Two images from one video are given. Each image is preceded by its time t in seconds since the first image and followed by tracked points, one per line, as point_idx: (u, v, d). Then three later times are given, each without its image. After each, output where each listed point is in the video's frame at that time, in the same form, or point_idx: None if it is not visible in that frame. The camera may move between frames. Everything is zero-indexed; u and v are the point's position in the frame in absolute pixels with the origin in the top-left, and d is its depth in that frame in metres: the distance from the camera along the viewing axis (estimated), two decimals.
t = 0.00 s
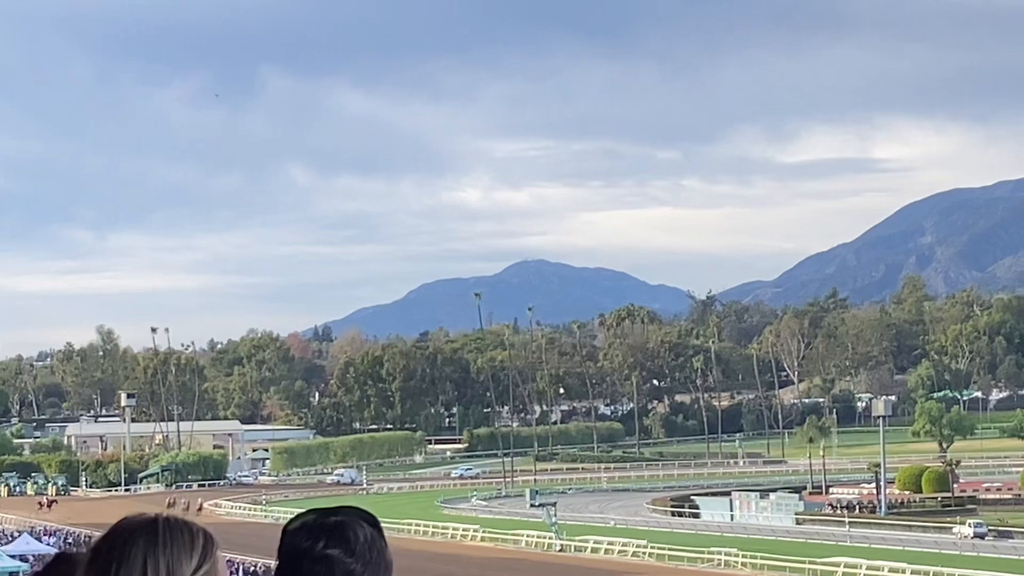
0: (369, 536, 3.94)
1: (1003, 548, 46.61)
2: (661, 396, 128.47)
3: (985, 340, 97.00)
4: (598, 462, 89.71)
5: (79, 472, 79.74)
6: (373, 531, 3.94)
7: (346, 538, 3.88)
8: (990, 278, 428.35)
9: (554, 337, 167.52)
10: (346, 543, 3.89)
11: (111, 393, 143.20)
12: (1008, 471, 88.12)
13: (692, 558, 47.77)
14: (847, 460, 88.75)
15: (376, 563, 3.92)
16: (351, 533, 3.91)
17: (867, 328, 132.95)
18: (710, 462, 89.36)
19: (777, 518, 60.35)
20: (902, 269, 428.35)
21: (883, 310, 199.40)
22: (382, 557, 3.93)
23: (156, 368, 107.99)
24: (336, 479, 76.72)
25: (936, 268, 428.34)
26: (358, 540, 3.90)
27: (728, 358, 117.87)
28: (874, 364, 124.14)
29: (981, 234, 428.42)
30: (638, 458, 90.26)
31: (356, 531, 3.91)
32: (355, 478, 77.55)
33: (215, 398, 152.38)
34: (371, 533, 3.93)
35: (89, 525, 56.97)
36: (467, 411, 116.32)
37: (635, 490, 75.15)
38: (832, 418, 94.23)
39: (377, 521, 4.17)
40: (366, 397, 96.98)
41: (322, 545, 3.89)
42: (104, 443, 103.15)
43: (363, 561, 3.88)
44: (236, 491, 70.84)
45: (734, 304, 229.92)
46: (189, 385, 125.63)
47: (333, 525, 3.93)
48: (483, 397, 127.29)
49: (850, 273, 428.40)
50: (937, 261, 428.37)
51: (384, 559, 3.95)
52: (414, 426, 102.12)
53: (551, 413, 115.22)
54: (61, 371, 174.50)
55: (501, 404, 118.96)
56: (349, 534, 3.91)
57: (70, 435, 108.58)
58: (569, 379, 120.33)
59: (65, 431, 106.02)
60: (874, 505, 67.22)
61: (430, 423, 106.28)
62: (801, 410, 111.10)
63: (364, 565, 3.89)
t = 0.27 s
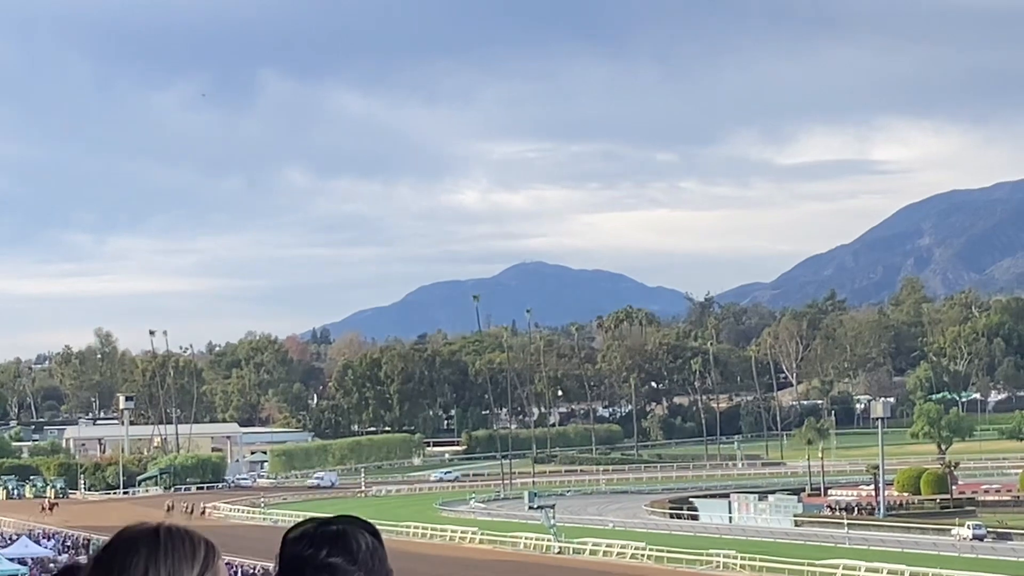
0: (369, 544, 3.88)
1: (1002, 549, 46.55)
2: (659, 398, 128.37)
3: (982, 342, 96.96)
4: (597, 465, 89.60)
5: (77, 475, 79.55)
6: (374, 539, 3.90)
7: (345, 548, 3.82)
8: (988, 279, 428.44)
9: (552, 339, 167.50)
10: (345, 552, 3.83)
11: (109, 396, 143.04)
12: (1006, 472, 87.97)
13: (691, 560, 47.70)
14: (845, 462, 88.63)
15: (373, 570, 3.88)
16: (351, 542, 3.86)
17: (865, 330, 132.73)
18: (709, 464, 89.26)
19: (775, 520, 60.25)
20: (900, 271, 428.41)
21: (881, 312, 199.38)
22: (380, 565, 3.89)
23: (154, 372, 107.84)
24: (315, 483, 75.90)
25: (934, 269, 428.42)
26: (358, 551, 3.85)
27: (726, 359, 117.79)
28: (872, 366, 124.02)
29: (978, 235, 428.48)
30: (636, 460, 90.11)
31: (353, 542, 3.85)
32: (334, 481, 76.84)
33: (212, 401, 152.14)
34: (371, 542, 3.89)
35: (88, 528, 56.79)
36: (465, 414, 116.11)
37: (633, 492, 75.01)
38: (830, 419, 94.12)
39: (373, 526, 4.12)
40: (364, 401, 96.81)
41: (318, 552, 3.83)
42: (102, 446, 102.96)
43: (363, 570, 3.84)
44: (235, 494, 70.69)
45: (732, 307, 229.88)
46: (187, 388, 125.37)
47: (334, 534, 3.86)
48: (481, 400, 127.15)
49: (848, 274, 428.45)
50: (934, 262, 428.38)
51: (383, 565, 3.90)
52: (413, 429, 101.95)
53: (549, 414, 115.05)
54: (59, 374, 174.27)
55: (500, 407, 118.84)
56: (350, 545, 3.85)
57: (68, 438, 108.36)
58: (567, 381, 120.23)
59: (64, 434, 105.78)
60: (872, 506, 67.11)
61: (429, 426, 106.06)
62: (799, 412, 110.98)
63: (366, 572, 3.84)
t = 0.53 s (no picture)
0: (369, 548, 3.84)
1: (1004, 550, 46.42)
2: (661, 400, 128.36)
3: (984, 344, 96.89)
4: (598, 466, 89.51)
5: (78, 477, 79.48)
6: (374, 542, 3.86)
7: (345, 551, 3.77)
8: (989, 280, 428.42)
9: (553, 340, 167.47)
10: (344, 556, 3.78)
11: (110, 398, 142.95)
12: (1008, 473, 87.92)
13: (692, 561, 47.65)
14: (846, 463, 88.58)
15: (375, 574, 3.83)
16: (353, 543, 3.81)
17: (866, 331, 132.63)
18: (710, 465, 89.17)
19: (777, 521, 60.26)
20: (900, 272, 428.42)
21: (881, 313, 199.35)
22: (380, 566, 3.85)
23: (155, 373, 107.78)
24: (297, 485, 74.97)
25: (934, 270, 428.43)
26: (358, 554, 3.81)
27: (727, 360, 117.73)
28: (873, 367, 123.94)
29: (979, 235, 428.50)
30: (637, 461, 90.05)
31: (353, 547, 3.80)
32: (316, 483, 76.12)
33: (213, 402, 152.10)
34: (371, 547, 3.85)
35: (88, 529, 56.75)
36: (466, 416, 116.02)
37: (635, 494, 75.01)
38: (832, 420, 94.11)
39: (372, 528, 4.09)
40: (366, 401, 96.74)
41: (316, 553, 3.79)
42: (104, 448, 102.94)
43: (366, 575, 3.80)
44: (235, 495, 70.61)
45: (732, 308, 229.89)
46: (188, 389, 125.28)
47: (335, 536, 3.82)
48: (482, 400, 127.10)
49: (849, 275, 428.45)
50: (935, 263, 428.39)
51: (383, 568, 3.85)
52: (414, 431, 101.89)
53: (550, 416, 114.99)
54: (60, 376, 174.16)
55: (501, 408, 118.79)
56: (351, 549, 3.80)
57: (70, 440, 108.27)
58: (568, 382, 120.18)
59: (65, 436, 105.73)
60: (873, 508, 67.10)
61: (430, 428, 105.99)
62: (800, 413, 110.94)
63: None
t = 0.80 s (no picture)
0: (373, 548, 3.79)
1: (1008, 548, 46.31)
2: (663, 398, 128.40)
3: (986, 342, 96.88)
4: (600, 464, 89.51)
5: (80, 476, 79.57)
6: (379, 542, 3.80)
7: (351, 549, 3.72)
8: (992, 277, 428.33)
9: (555, 338, 167.57)
10: (350, 550, 3.74)
11: (113, 397, 143.06)
12: (1011, 471, 87.91)
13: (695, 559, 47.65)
14: (850, 461, 88.57)
15: None
16: (358, 547, 3.75)
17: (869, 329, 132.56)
18: (713, 464, 89.19)
19: (779, 519, 60.29)
20: (903, 270, 428.35)
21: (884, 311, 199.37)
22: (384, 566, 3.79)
23: (158, 372, 107.91)
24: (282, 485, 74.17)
25: (937, 268, 428.36)
26: (364, 553, 3.76)
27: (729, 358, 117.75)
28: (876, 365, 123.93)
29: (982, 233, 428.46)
30: (641, 460, 90.06)
31: (360, 543, 3.75)
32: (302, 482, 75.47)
33: (217, 400, 152.46)
34: (377, 548, 3.80)
35: (91, 529, 56.79)
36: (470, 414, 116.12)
37: (638, 492, 75.05)
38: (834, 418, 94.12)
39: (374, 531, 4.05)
40: (368, 400, 96.80)
41: (318, 553, 3.73)
42: (107, 446, 103.12)
43: None
44: (238, 494, 70.62)
45: (736, 306, 229.87)
46: (191, 388, 125.40)
47: (335, 534, 3.77)
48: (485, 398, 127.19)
49: (852, 273, 428.39)
50: (939, 261, 428.35)
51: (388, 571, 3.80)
52: (417, 429, 102.00)
53: (553, 415, 115.05)
54: (63, 375, 174.36)
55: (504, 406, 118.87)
56: (361, 546, 3.76)
57: (73, 439, 108.42)
58: (572, 380, 120.25)
59: (69, 435, 105.87)
60: (876, 506, 67.12)
61: (433, 426, 106.09)
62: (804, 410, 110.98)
63: None
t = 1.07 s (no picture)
0: (372, 543, 3.86)
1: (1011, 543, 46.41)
2: (666, 391, 128.61)
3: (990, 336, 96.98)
4: (604, 458, 89.70)
5: (85, 470, 79.87)
6: (378, 538, 3.88)
7: (351, 545, 3.80)
8: (995, 272, 428.35)
9: (558, 332, 167.74)
10: (349, 543, 3.82)
11: (117, 392, 143.26)
12: (1014, 465, 88.03)
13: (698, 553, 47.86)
14: (853, 456, 88.70)
15: None
16: (356, 542, 3.83)
17: (872, 323, 132.68)
18: (716, 458, 89.40)
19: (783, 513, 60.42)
20: (906, 265, 428.39)
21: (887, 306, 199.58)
22: (381, 563, 3.86)
23: (162, 366, 108.09)
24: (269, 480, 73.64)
25: (940, 263, 428.42)
26: (365, 546, 3.84)
27: (732, 352, 117.93)
28: (879, 360, 124.05)
29: (986, 228, 428.41)
30: (644, 454, 90.19)
31: (358, 538, 3.83)
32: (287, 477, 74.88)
33: (221, 395, 152.82)
34: (379, 542, 3.88)
35: (97, 523, 57.02)
36: (474, 409, 116.25)
37: (641, 486, 75.17)
38: (837, 412, 94.25)
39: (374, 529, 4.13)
40: (372, 395, 97.07)
41: (318, 547, 3.81)
42: (111, 441, 103.49)
43: None
44: (242, 488, 70.86)
45: (738, 302, 230.04)
46: (195, 382, 125.60)
47: (333, 530, 3.85)
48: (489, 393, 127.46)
49: (855, 268, 428.42)
50: (942, 255, 428.37)
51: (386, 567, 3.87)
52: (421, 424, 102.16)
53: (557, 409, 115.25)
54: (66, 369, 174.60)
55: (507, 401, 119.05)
56: (361, 539, 3.84)
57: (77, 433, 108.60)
58: (575, 375, 120.44)
59: (73, 429, 106.07)
60: (880, 500, 67.25)
61: (436, 421, 106.23)
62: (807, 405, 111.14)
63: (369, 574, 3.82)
